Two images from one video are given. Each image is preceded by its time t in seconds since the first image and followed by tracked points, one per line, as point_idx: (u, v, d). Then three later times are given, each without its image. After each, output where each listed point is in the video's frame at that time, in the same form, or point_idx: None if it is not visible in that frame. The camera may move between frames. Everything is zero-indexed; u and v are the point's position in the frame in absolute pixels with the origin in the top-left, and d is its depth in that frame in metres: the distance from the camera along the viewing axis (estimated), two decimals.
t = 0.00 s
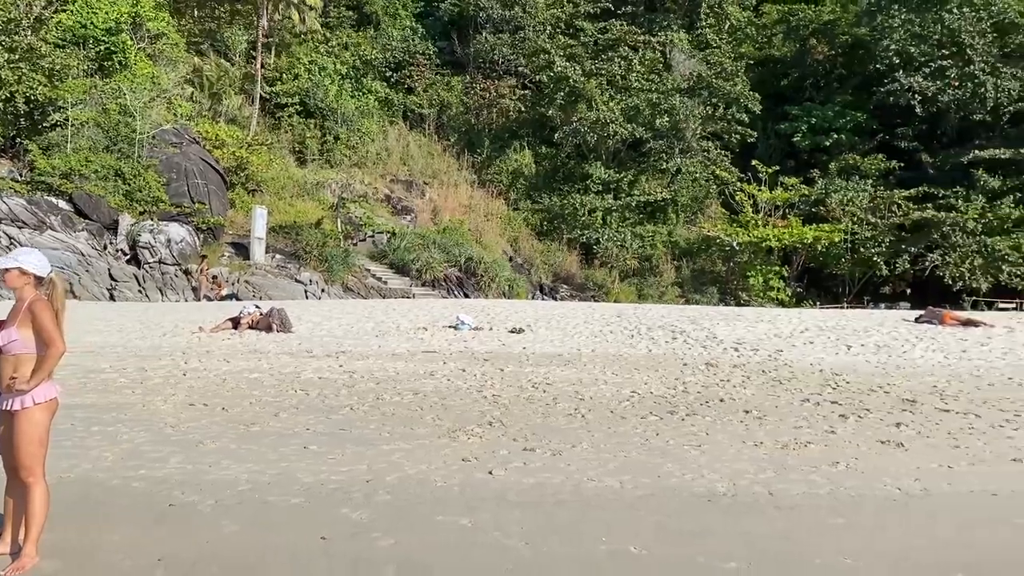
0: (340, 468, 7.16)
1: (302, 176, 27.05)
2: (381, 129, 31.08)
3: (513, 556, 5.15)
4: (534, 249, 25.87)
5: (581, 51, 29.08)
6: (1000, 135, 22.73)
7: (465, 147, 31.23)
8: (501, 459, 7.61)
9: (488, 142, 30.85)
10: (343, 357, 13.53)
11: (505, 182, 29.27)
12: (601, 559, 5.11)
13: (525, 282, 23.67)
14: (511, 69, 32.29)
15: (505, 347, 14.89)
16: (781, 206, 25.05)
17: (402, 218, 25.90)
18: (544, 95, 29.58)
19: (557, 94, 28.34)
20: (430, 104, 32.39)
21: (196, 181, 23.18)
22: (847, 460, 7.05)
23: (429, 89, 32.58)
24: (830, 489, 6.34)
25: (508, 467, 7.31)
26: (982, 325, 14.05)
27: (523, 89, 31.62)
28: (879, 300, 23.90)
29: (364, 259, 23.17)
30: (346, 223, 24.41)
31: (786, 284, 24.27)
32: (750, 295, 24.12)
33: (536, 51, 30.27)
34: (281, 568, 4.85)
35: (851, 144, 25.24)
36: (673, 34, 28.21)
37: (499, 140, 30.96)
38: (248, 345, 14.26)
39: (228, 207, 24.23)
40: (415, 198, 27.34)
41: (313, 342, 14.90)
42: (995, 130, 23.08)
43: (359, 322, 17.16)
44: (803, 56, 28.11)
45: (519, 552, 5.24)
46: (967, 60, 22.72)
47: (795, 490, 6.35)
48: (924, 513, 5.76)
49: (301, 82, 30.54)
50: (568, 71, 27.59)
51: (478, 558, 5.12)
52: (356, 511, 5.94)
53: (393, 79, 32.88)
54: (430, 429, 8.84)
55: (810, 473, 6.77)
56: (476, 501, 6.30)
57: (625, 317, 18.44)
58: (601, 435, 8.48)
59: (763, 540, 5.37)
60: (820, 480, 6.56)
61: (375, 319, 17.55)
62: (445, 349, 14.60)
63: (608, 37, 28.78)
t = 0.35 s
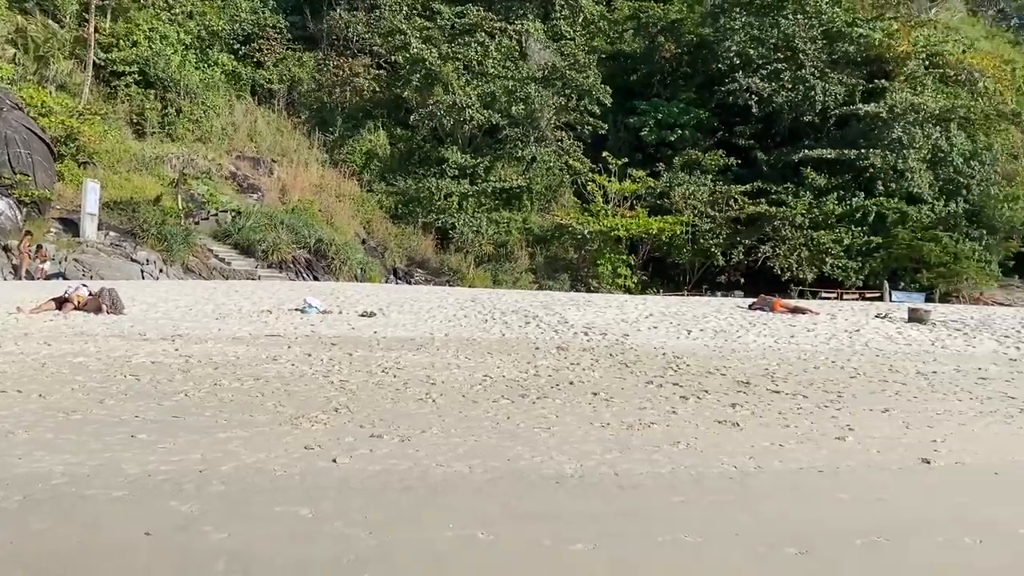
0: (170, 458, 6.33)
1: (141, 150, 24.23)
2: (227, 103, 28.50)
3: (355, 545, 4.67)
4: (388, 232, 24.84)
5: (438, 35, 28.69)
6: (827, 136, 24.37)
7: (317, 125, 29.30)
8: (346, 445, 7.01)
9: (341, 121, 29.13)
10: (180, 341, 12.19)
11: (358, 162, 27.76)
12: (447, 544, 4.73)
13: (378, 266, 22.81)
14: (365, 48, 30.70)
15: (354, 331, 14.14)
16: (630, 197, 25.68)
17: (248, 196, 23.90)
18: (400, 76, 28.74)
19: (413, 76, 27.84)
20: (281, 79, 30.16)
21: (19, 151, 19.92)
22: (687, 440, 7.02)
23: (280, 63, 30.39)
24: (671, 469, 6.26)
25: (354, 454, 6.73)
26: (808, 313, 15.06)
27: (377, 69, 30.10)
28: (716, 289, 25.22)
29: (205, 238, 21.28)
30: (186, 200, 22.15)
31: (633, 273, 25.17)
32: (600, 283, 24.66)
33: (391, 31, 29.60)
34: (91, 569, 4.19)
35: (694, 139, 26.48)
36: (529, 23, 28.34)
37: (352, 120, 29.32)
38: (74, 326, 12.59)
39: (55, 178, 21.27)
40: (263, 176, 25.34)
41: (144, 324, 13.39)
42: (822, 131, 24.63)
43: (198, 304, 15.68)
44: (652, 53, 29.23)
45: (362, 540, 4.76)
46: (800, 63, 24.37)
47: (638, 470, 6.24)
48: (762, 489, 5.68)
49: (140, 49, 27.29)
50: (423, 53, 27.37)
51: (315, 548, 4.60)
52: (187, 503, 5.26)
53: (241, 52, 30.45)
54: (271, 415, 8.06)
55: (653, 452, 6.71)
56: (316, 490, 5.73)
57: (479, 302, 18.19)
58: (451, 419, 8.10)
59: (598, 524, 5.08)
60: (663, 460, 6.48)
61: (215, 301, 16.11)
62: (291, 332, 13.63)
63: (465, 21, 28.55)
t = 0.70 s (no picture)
0: (43, 469, 5.73)
1: (14, 130, 21.32)
2: (112, 84, 26.08)
3: (247, 563, 4.32)
4: (284, 221, 23.75)
5: (338, 20, 27.70)
6: (720, 135, 25.21)
7: (209, 109, 27.60)
8: (239, 451, 6.54)
9: (235, 106, 27.62)
10: (57, 337, 11.14)
11: (253, 149, 26.29)
12: (348, 558, 4.44)
13: (273, 256, 21.90)
14: (263, 31, 29.69)
15: (249, 326, 13.39)
16: (531, 191, 25.65)
17: (135, 181, 22.18)
18: (298, 61, 27.57)
19: (311, 62, 26.62)
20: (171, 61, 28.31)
21: None
22: (592, 439, 6.91)
23: (171, 45, 28.47)
24: (577, 468, 6.10)
25: (247, 460, 6.27)
26: (703, 309, 15.47)
27: (274, 54, 29.07)
28: (614, 282, 25.68)
29: (87, 225, 19.61)
30: (66, 183, 20.26)
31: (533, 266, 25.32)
32: (501, 275, 24.70)
33: (289, 15, 28.42)
34: None
35: (594, 135, 26.78)
36: (431, 13, 27.81)
37: (247, 105, 27.89)
38: None
39: None
40: (152, 161, 23.33)
41: (17, 318, 12.18)
42: (716, 131, 25.54)
43: (79, 296, 14.42)
44: (553, 48, 29.41)
45: (257, 558, 4.40)
46: (695, 63, 25.13)
47: (544, 471, 6.08)
48: (663, 489, 5.44)
49: (14, 23, 24.98)
50: (322, 39, 26.24)
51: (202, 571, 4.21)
52: (62, 521, 4.76)
53: (128, 31, 28.43)
54: (158, 418, 7.44)
55: (558, 453, 6.56)
56: (207, 501, 5.29)
57: (379, 295, 17.67)
58: (351, 421, 7.72)
59: (495, 539, 4.73)
60: (568, 461, 6.32)
61: (98, 293, 14.86)
62: (181, 327, 12.75)
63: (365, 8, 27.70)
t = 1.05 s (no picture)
0: None
1: None
2: (28, 70, 23.78)
3: None
4: (213, 216, 22.76)
5: (269, 11, 26.47)
6: (654, 135, 25.52)
7: (134, 101, 25.89)
8: (161, 455, 6.11)
9: (162, 96, 26.03)
10: None
11: (180, 141, 25.00)
12: (269, 568, 4.12)
13: (200, 251, 20.92)
14: (191, 20, 27.95)
15: (174, 324, 12.71)
16: (467, 187, 25.43)
17: (54, 173, 20.69)
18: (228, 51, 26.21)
19: (242, 52, 25.43)
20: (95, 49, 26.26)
21: None
22: (528, 439, 6.74)
23: (94, 32, 26.45)
24: (513, 470, 5.91)
25: (170, 465, 5.85)
26: (638, 307, 15.55)
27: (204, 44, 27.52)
28: (549, 280, 25.72)
29: None
30: None
31: (468, 262, 25.11)
32: (435, 272, 24.41)
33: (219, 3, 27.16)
34: None
35: (530, 133, 26.66)
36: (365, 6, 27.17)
37: (174, 96, 26.40)
38: None
39: None
40: (72, 151, 21.94)
41: None
42: (650, 130, 25.83)
43: None
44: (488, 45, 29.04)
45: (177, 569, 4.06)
46: (629, 63, 25.37)
47: (481, 473, 5.86)
48: (599, 492, 5.25)
49: None
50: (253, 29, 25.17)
51: None
52: None
53: (46, 16, 26.68)
54: (75, 421, 6.91)
55: (494, 454, 6.35)
56: (124, 509, 4.88)
57: (311, 292, 17.12)
58: (280, 423, 7.34)
59: (418, 548, 4.42)
60: (505, 461, 6.13)
61: (10, 289, 13.84)
62: (101, 325, 11.98)
63: None
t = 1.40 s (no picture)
0: None
1: None
2: None
3: None
4: (146, 212, 21.68)
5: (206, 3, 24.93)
6: (595, 137, 25.69)
7: (64, 92, 24.52)
8: (75, 458, 5.69)
9: (94, 88, 24.66)
10: None
11: (113, 135, 23.73)
12: None
13: (131, 246, 19.93)
14: (124, 12, 27.14)
15: (98, 321, 12.03)
16: (408, 186, 25.07)
17: None
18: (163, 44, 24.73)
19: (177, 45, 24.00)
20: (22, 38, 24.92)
21: None
22: (461, 439, 6.55)
23: (20, 20, 25.06)
24: (445, 471, 5.72)
25: (83, 468, 5.46)
26: (576, 307, 15.54)
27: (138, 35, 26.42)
28: (491, 280, 25.59)
29: None
30: None
31: (409, 262, 24.76)
32: (376, 272, 24.02)
33: None
34: None
35: (472, 132, 26.46)
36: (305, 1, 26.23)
37: (106, 88, 25.01)
38: None
39: None
40: None
41: None
42: (590, 132, 26.00)
43: None
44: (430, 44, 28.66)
45: None
46: (571, 66, 25.50)
47: (412, 475, 5.64)
48: (533, 493, 5.11)
49: None
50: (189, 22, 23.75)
51: None
52: None
53: None
54: None
55: (427, 455, 6.14)
56: (28, 516, 4.50)
57: (245, 290, 16.50)
58: (205, 423, 6.98)
59: (342, 554, 4.19)
60: (437, 463, 5.93)
61: None
62: (19, 323, 11.23)
63: None
